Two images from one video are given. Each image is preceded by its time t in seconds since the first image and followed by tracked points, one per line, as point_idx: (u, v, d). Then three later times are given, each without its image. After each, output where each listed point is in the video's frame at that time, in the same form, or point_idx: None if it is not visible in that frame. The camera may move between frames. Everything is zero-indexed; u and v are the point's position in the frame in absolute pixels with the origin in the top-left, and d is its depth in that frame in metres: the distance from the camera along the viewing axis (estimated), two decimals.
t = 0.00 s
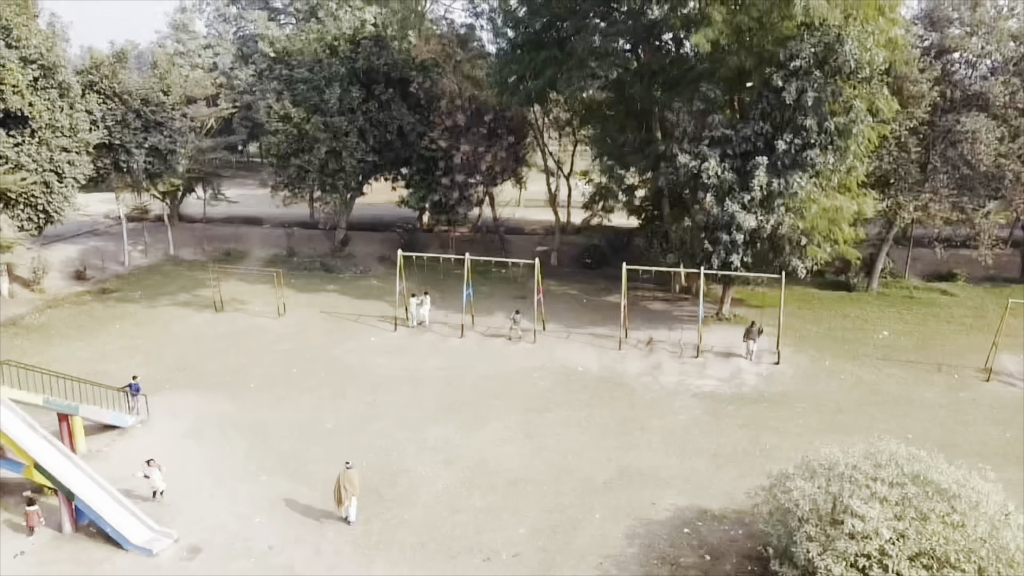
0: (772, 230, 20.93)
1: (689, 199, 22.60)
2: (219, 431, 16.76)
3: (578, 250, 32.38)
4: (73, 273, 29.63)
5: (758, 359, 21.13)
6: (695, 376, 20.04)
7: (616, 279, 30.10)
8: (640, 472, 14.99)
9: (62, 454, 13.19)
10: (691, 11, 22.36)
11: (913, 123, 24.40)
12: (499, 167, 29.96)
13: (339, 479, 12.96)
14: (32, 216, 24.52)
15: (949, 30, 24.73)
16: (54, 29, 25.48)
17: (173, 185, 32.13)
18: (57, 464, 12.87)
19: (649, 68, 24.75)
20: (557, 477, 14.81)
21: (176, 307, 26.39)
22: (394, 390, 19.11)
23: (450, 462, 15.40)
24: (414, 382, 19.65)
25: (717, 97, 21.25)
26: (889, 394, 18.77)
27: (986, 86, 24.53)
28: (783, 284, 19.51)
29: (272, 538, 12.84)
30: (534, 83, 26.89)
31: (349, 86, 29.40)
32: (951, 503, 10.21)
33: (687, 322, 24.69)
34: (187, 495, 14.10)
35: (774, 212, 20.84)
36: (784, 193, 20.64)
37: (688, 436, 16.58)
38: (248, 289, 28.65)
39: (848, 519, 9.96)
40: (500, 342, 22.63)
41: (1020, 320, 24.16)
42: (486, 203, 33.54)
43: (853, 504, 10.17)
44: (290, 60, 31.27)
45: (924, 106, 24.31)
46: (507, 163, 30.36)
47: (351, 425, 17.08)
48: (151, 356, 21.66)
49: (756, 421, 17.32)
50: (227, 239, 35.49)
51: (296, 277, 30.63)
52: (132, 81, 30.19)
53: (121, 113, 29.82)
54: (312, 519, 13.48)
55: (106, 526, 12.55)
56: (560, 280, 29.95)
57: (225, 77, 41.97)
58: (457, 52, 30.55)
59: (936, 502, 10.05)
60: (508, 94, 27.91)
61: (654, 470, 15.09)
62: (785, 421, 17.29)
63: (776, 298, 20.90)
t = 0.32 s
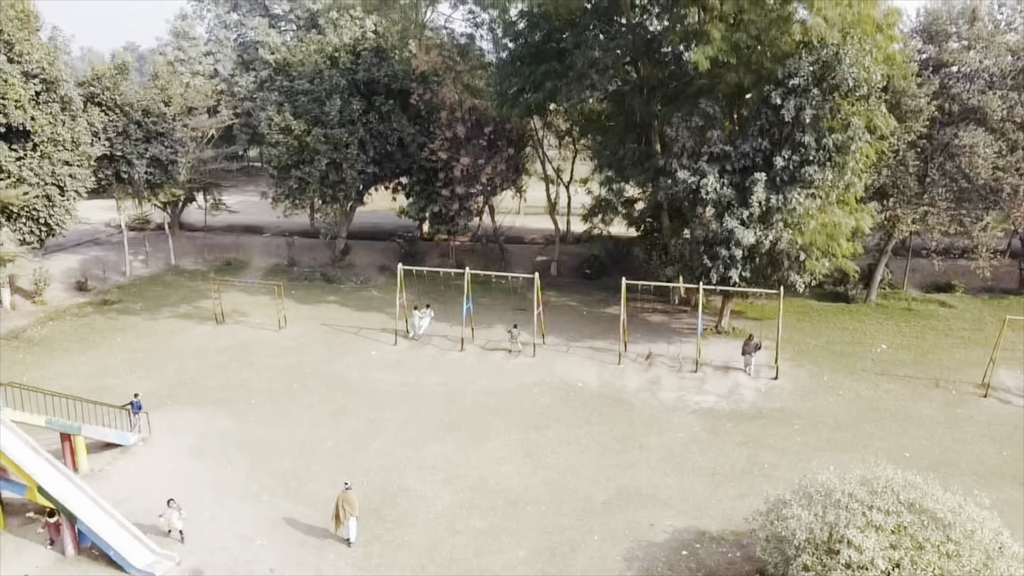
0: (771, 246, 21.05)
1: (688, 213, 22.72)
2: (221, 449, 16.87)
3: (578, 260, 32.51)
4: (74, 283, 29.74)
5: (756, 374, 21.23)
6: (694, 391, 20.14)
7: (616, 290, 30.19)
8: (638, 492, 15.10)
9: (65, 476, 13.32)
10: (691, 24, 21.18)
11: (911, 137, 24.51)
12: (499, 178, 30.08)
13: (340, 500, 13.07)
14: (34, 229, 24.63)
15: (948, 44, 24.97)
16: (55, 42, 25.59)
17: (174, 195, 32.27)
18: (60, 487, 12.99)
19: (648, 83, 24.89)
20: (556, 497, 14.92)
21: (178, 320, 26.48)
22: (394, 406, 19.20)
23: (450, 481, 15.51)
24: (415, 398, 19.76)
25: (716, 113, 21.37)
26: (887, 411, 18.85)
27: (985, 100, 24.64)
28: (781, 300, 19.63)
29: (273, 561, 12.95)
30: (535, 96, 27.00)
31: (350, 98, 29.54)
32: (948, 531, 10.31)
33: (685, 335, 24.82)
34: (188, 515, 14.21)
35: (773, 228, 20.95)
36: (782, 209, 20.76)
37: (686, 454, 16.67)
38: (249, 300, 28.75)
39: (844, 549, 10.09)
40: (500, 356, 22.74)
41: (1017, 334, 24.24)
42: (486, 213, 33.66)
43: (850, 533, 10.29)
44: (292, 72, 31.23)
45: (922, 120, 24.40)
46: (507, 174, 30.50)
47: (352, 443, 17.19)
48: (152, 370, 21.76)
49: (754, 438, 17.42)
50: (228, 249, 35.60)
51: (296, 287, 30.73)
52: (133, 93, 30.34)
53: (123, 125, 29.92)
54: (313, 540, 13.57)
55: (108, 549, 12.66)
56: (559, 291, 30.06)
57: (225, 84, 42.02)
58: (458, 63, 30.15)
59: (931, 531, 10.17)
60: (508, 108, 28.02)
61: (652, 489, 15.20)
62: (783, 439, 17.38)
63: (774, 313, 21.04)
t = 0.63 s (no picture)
0: (770, 260, 21.14)
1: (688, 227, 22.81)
2: (222, 465, 16.94)
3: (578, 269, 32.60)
4: (75, 293, 29.81)
5: (755, 388, 21.30)
6: (693, 405, 20.22)
7: (616, 299, 30.28)
8: (638, 510, 15.18)
9: (68, 497, 13.40)
10: (691, 38, 21.25)
11: (910, 149, 24.53)
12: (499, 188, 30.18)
13: (342, 519, 13.16)
14: (36, 241, 24.71)
15: (947, 56, 25.10)
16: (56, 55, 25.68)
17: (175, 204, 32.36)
18: (63, 508, 13.08)
19: (647, 95, 24.99)
20: (557, 515, 15.01)
21: (179, 331, 26.55)
22: (395, 421, 19.28)
23: (450, 499, 15.59)
24: (415, 412, 19.84)
25: (715, 127, 21.44)
26: (885, 426, 18.94)
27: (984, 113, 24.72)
28: (780, 314, 19.72)
29: None
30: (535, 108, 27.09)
31: (350, 108, 29.63)
32: (944, 557, 10.41)
33: (684, 346, 24.91)
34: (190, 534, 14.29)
35: (772, 242, 21.01)
36: (782, 223, 20.85)
37: (685, 470, 16.75)
38: (250, 310, 28.83)
39: None
40: (501, 368, 22.81)
41: (1016, 346, 24.34)
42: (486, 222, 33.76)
43: (848, 560, 10.39)
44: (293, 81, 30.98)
45: (922, 133, 24.47)
46: (507, 183, 30.61)
47: (353, 459, 17.28)
48: (154, 383, 21.83)
49: (754, 454, 17.51)
50: (228, 257, 35.69)
51: (297, 297, 30.80)
52: (134, 103, 30.41)
53: (124, 135, 29.97)
54: (314, 559, 13.66)
55: (111, 570, 12.74)
56: (559, 300, 30.16)
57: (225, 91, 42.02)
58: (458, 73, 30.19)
59: (928, 557, 10.28)
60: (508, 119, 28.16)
61: (651, 507, 15.28)
62: (782, 455, 17.45)
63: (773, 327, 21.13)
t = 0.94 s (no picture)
0: (769, 274, 21.23)
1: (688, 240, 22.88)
2: (224, 482, 17.02)
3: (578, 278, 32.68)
4: (77, 303, 29.90)
5: (755, 401, 21.38)
6: (693, 419, 20.30)
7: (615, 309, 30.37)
8: (637, 527, 15.27)
9: (71, 517, 13.52)
10: (691, 52, 21.30)
11: (909, 162, 24.58)
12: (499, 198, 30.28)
13: (345, 539, 13.26)
14: (38, 253, 24.79)
15: (945, 69, 25.16)
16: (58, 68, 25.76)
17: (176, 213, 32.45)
18: (67, 528, 13.19)
19: (647, 108, 25.06)
20: (557, 533, 15.10)
21: (180, 341, 26.62)
22: (395, 436, 19.36)
23: (451, 516, 15.68)
24: (416, 426, 19.92)
25: (715, 142, 21.49)
26: (884, 441, 19.01)
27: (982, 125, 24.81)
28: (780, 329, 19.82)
29: None
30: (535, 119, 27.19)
31: (351, 118, 29.71)
32: None
33: (684, 358, 25.01)
34: (193, 553, 14.38)
35: (771, 256, 21.12)
36: (781, 237, 20.95)
37: (685, 487, 16.83)
38: (251, 320, 28.91)
39: None
40: (501, 381, 22.90)
41: (1014, 358, 24.43)
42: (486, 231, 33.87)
43: None
44: (293, 92, 31.03)
45: (920, 145, 24.53)
46: (506, 193, 30.72)
47: (354, 475, 17.36)
48: (155, 396, 21.91)
49: (753, 470, 17.59)
50: (229, 265, 35.81)
51: (298, 306, 30.89)
52: (135, 113, 30.46)
53: (125, 146, 30.02)
54: None
55: None
56: (559, 310, 30.24)
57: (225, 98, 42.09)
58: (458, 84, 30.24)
59: None
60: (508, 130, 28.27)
61: (651, 525, 15.37)
62: (781, 471, 17.53)
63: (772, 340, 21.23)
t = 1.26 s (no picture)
0: (768, 287, 21.32)
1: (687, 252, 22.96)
2: (225, 497, 17.11)
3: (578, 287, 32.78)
4: (79, 313, 30.03)
5: (754, 414, 21.47)
6: (692, 432, 20.40)
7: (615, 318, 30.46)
8: (636, 544, 15.36)
9: (74, 536, 13.63)
10: (690, 68, 21.37)
11: (908, 174, 24.66)
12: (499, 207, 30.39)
13: (346, 558, 13.35)
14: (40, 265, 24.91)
15: (944, 81, 25.23)
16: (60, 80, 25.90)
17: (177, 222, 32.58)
18: (70, 548, 13.30)
19: (646, 120, 25.15)
20: (557, 549, 15.20)
21: (181, 352, 26.71)
22: (396, 450, 19.45)
23: (451, 532, 15.78)
24: (417, 440, 20.02)
25: (714, 156, 21.55)
26: (882, 455, 19.09)
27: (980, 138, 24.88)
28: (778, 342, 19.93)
29: None
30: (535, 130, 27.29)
31: (352, 129, 29.82)
32: None
33: (683, 369, 25.13)
34: (195, 571, 14.47)
35: (771, 270, 21.21)
36: (780, 251, 21.02)
37: (684, 503, 16.92)
38: (252, 330, 29.01)
39: None
40: (501, 393, 22.99)
41: (1013, 370, 24.51)
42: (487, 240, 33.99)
43: None
44: (294, 102, 31.13)
45: (919, 157, 24.61)
46: (507, 203, 30.84)
47: (355, 490, 17.45)
48: (157, 408, 22.03)
49: (752, 485, 17.69)
50: (230, 273, 35.95)
51: (299, 315, 31.00)
52: (137, 123, 30.57)
53: (127, 156, 30.13)
54: None
55: None
56: (559, 320, 30.32)
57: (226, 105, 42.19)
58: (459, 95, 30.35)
59: None
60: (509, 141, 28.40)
61: (650, 542, 15.47)
62: (779, 486, 17.62)
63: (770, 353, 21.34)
